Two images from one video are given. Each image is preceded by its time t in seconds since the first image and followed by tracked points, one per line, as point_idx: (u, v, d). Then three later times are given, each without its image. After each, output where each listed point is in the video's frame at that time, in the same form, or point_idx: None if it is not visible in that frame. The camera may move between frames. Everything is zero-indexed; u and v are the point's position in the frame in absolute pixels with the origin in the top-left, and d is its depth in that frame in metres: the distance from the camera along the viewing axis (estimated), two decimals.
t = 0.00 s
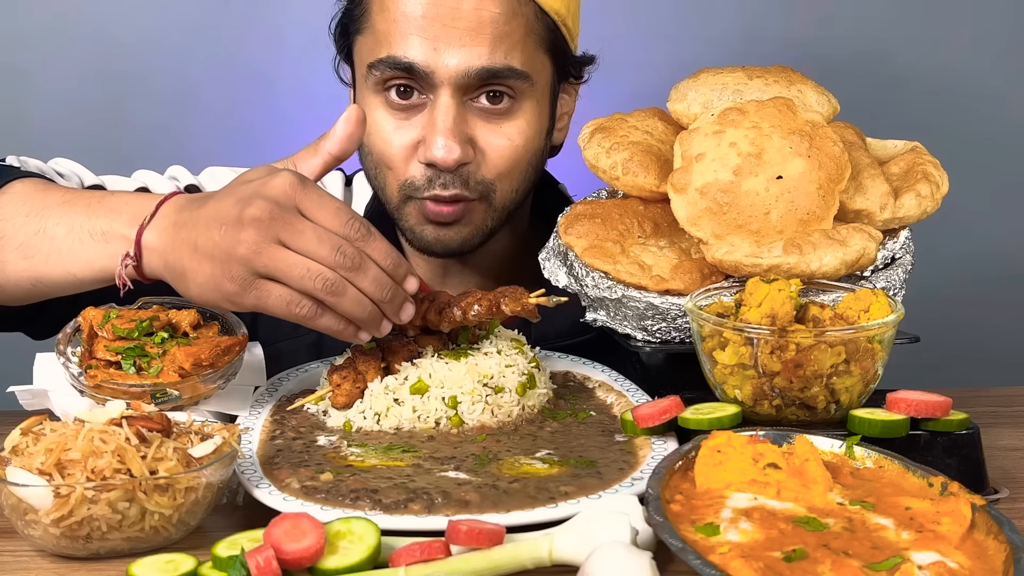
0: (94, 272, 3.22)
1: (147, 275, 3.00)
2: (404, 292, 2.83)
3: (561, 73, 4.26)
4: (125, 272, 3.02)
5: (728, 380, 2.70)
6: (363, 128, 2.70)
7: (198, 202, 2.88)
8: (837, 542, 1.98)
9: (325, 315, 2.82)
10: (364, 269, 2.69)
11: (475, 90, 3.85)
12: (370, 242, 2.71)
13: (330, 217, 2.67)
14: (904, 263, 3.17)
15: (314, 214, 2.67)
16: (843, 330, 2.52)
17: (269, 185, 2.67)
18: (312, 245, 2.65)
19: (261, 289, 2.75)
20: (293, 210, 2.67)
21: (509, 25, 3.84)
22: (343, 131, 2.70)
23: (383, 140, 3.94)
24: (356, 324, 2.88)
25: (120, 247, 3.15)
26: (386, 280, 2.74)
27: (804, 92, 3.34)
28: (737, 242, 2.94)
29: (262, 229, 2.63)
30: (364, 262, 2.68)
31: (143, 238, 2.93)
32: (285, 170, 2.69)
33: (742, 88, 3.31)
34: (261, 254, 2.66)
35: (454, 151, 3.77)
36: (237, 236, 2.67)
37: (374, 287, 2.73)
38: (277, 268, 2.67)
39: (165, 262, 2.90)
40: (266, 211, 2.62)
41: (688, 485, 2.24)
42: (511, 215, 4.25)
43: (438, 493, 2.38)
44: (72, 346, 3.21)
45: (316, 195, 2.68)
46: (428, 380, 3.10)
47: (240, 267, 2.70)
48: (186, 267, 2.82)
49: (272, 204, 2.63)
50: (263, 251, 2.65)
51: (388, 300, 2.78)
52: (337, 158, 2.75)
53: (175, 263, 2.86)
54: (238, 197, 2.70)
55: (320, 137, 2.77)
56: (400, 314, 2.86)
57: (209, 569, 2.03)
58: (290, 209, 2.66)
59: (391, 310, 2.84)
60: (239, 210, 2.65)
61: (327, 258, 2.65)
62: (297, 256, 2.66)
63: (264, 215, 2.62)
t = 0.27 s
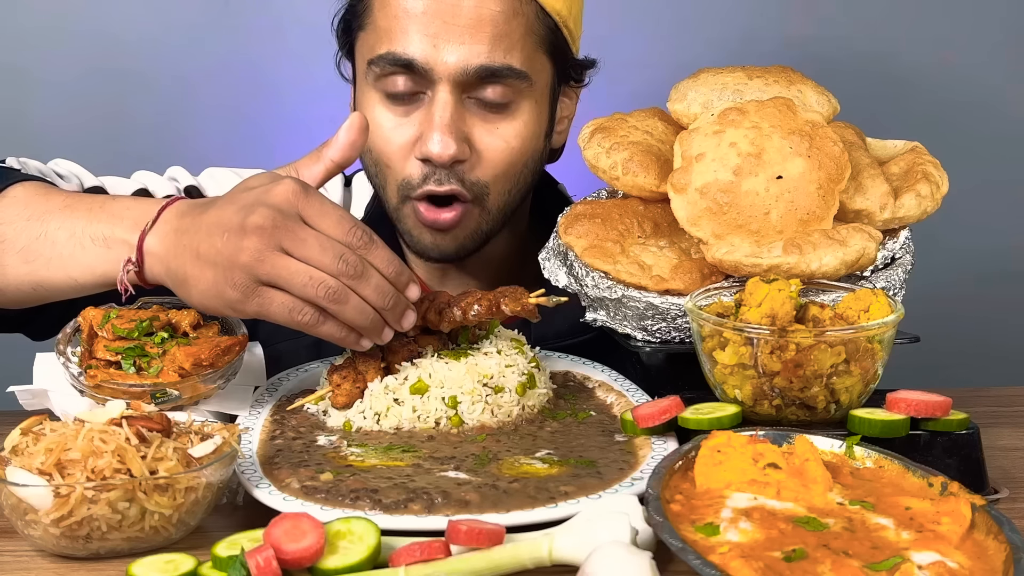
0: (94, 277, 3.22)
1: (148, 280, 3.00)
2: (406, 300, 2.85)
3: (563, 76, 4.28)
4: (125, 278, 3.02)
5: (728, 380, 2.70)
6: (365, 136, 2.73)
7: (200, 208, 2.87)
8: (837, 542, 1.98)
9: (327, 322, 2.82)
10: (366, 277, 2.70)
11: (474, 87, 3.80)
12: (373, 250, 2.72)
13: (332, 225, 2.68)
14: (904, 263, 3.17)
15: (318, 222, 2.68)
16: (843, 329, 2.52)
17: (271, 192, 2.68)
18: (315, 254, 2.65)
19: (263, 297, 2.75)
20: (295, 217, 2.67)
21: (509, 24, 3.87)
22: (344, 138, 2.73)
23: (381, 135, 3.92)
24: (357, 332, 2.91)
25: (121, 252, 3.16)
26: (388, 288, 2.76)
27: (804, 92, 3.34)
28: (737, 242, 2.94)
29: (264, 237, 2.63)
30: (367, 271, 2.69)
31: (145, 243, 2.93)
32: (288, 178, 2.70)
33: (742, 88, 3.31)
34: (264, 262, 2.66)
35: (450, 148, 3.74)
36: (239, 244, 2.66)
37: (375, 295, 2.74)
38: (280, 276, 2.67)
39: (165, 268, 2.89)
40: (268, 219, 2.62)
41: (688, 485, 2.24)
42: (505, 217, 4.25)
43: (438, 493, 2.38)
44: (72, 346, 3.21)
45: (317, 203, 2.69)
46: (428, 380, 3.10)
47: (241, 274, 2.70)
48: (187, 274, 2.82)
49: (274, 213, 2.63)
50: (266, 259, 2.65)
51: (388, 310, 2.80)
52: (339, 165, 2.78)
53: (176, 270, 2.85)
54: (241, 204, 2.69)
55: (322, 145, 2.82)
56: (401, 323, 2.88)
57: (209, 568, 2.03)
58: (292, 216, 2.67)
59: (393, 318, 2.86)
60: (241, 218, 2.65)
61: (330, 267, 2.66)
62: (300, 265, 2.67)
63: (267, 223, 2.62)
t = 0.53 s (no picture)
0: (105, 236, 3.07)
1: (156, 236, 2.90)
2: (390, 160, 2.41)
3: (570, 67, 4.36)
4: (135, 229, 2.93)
5: (728, 379, 2.70)
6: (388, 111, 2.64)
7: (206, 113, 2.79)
8: (837, 542, 1.99)
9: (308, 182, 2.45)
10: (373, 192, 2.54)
11: (497, 54, 3.86)
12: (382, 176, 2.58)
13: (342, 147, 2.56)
14: (904, 263, 3.17)
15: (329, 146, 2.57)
16: (843, 329, 2.53)
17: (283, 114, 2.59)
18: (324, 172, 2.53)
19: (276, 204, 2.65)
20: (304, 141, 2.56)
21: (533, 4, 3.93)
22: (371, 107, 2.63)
23: (404, 82, 3.94)
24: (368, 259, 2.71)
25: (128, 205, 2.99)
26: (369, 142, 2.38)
27: (804, 92, 3.34)
28: (736, 241, 2.94)
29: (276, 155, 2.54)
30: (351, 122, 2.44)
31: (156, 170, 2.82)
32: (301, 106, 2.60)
33: (742, 88, 3.31)
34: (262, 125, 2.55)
35: (468, 98, 3.80)
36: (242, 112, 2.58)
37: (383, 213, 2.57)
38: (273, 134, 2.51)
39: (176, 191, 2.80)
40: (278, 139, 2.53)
41: (688, 485, 2.25)
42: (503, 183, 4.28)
43: (438, 492, 2.38)
44: (72, 346, 3.21)
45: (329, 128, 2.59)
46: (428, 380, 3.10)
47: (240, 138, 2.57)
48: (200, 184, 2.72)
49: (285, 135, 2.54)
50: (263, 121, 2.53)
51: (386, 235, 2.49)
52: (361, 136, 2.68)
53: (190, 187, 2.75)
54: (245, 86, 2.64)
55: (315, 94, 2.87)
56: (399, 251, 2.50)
57: (209, 568, 2.03)
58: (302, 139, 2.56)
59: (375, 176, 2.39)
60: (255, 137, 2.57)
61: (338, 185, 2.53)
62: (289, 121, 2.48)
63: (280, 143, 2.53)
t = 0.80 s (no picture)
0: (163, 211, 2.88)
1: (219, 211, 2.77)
2: (474, 208, 2.61)
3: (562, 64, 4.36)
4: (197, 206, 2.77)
5: (728, 380, 2.70)
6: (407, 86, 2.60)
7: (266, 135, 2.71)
8: (837, 542, 1.99)
9: (398, 229, 2.62)
10: (432, 180, 2.55)
11: (490, 55, 3.88)
12: (438, 160, 2.59)
13: (398, 140, 2.56)
14: (903, 263, 3.17)
15: (387, 140, 2.56)
16: (843, 329, 2.53)
17: (340, 114, 2.60)
18: (385, 162, 2.53)
19: (340, 207, 2.60)
20: (363, 137, 2.56)
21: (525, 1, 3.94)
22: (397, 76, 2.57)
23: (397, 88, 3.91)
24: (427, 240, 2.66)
25: (189, 181, 2.82)
26: (456, 193, 2.56)
27: (804, 92, 3.34)
28: (736, 242, 2.94)
29: (338, 152, 2.53)
30: (434, 176, 2.56)
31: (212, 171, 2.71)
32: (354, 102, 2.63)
33: (742, 88, 3.31)
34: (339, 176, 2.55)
35: (464, 100, 3.77)
36: (313, 161, 2.56)
37: (443, 200, 2.56)
38: (354, 189, 2.55)
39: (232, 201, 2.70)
40: (341, 136, 2.54)
41: (688, 485, 2.25)
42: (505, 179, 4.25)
43: (438, 492, 2.38)
44: (72, 346, 3.21)
45: (384, 122, 2.59)
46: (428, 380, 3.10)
47: (317, 189, 2.57)
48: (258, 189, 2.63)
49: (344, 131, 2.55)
50: (340, 174, 2.54)
51: (454, 216, 2.57)
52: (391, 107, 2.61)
53: (246, 193, 2.65)
54: (311, 126, 2.60)
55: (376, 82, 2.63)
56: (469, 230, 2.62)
57: (209, 568, 2.03)
58: (360, 136, 2.56)
59: (462, 225, 2.60)
60: (314, 136, 2.55)
61: (398, 175, 2.53)
62: (371, 177, 2.54)
63: (341, 138, 2.53)
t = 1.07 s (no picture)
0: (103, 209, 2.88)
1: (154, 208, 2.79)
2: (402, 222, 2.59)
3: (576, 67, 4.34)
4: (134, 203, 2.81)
5: (728, 380, 2.70)
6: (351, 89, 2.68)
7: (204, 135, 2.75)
8: (837, 541, 1.99)
9: (322, 239, 2.68)
10: (359, 195, 2.56)
11: (501, 65, 3.87)
12: (366, 172, 2.58)
13: (330, 149, 2.57)
14: (904, 263, 3.17)
15: (316, 148, 2.58)
16: (843, 330, 2.53)
17: (272, 119, 2.63)
18: (313, 172, 2.54)
19: (264, 214, 2.64)
20: (292, 143, 2.58)
21: (536, 8, 3.95)
22: (341, 79, 2.66)
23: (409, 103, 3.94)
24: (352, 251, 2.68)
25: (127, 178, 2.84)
26: (382, 205, 2.57)
27: (804, 92, 3.34)
28: (736, 241, 2.94)
29: (265, 158, 2.56)
30: (361, 188, 2.57)
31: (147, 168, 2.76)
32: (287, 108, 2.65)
33: (742, 88, 3.31)
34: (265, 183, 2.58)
35: (475, 114, 3.78)
36: (240, 165, 2.59)
37: (370, 214, 2.57)
38: (279, 196, 2.57)
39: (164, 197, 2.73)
40: (268, 141, 2.57)
41: (688, 485, 2.25)
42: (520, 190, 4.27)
43: (438, 492, 2.38)
44: (72, 346, 3.21)
45: (317, 130, 2.61)
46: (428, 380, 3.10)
47: (243, 194, 2.60)
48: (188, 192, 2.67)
49: (275, 136, 2.58)
50: (266, 180, 2.57)
51: (380, 229, 2.58)
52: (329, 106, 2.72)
53: (176, 191, 2.69)
54: (242, 130, 2.64)
55: (316, 85, 2.74)
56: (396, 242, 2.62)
57: (210, 568, 2.03)
58: (291, 142, 2.58)
59: (387, 237, 2.59)
60: (243, 140, 2.59)
61: (326, 185, 2.53)
62: (296, 184, 2.55)
63: (269, 144, 2.57)
